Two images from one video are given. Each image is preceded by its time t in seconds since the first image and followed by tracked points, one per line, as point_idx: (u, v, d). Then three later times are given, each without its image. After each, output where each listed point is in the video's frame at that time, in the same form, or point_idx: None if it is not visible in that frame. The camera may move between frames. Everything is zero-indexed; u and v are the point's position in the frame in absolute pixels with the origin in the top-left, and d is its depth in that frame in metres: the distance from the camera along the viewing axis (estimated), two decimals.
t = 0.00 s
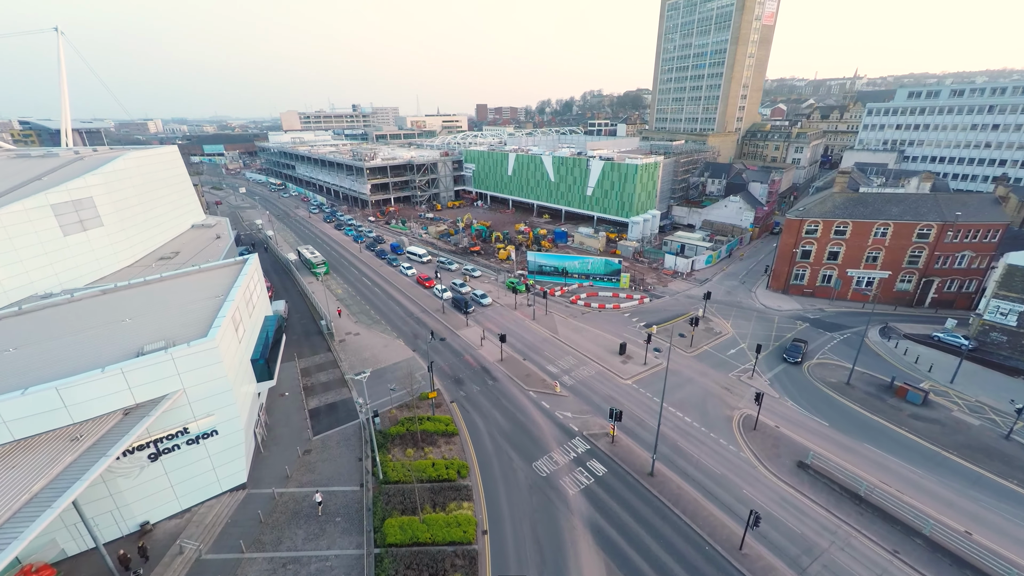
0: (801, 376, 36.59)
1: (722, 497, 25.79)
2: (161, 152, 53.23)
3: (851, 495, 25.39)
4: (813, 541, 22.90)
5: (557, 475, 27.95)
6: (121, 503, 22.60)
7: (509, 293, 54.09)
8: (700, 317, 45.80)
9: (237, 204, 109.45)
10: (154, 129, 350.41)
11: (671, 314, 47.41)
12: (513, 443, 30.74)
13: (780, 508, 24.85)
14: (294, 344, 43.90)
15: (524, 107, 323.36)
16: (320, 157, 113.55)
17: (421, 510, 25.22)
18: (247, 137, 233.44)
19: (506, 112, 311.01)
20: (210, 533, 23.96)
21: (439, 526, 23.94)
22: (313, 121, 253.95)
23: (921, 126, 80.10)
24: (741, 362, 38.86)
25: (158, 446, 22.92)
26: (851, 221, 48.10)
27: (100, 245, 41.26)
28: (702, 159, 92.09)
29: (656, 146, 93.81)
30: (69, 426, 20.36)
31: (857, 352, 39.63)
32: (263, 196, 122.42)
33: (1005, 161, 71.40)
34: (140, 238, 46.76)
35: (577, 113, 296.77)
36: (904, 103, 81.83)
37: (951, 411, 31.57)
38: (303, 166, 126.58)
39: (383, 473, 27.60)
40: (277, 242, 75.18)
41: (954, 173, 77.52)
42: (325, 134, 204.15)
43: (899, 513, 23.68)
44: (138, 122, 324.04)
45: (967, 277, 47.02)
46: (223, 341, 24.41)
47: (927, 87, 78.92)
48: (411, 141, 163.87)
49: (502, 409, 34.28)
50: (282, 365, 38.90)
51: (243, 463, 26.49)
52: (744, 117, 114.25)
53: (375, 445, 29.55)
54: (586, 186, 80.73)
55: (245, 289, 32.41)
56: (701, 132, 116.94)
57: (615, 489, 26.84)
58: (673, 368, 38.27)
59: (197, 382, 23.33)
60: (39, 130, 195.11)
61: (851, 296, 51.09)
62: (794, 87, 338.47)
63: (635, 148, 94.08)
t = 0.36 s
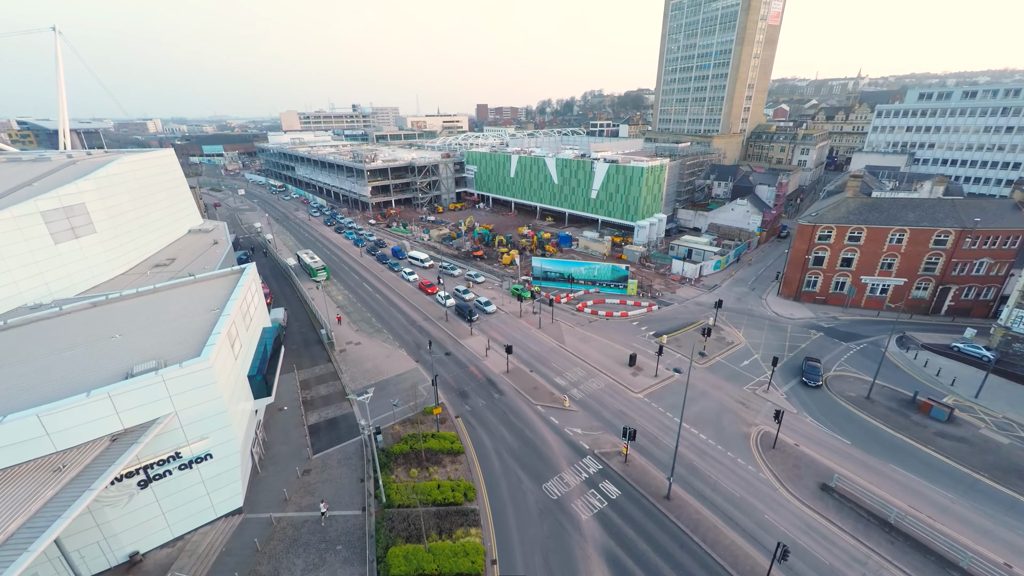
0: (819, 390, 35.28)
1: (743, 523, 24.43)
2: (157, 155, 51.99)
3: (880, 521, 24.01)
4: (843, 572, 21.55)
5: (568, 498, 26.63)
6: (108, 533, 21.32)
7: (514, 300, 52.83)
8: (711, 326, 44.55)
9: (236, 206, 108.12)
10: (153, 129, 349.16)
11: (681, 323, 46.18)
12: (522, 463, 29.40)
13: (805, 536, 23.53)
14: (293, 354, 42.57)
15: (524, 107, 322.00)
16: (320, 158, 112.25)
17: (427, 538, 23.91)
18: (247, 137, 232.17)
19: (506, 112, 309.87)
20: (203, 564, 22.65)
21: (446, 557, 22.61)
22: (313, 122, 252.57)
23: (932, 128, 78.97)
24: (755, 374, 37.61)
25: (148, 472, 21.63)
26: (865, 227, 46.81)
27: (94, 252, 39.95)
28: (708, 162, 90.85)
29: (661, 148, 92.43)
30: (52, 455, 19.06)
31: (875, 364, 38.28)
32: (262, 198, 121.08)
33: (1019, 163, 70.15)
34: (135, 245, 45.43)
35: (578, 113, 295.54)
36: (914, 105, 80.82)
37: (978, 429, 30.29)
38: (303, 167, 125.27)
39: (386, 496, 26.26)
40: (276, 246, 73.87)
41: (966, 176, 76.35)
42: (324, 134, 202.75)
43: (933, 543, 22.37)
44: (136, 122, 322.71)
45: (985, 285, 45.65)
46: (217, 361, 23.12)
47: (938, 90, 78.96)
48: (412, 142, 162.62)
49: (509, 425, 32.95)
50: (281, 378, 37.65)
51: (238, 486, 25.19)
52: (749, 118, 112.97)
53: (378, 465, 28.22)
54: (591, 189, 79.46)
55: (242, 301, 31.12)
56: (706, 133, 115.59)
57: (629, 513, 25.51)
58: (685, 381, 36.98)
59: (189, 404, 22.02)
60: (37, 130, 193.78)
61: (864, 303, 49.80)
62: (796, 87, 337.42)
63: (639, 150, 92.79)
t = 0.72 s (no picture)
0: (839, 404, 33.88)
1: (768, 551, 23.09)
2: (154, 158, 50.67)
3: (913, 550, 22.68)
4: None
5: (582, 523, 25.27)
6: (95, 566, 20.03)
7: (520, 306, 51.49)
8: (723, 335, 43.22)
9: (235, 208, 106.81)
10: (152, 128, 347.67)
11: (692, 331, 44.85)
12: (532, 482, 28.02)
13: (835, 566, 22.17)
14: (292, 364, 41.23)
15: (525, 106, 320.45)
16: (321, 159, 110.82)
17: (434, 567, 22.59)
18: (246, 137, 230.68)
19: (507, 112, 308.65)
20: None
21: None
22: (313, 121, 251.23)
23: (945, 129, 77.59)
24: (772, 386, 36.26)
25: (138, 500, 20.32)
26: (882, 233, 45.42)
27: (87, 259, 38.60)
28: (714, 163, 89.48)
29: (667, 149, 91.03)
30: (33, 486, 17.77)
31: (896, 375, 36.92)
32: (262, 199, 119.79)
33: None
34: (131, 251, 44.09)
35: (579, 112, 294.10)
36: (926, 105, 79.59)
37: (1008, 447, 28.97)
38: (303, 168, 123.92)
39: (390, 521, 24.90)
40: (276, 250, 72.57)
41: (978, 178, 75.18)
42: (325, 134, 201.40)
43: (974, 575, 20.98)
44: (135, 121, 321.57)
45: (1005, 292, 44.25)
46: (211, 380, 21.77)
47: (951, 91, 77.70)
48: (413, 142, 161.24)
49: (518, 441, 31.59)
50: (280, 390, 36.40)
51: (234, 511, 23.85)
52: (755, 118, 111.52)
53: (381, 487, 26.85)
54: (596, 191, 78.06)
55: (240, 312, 29.81)
56: (710, 134, 114.14)
57: (647, 540, 24.13)
58: (700, 394, 35.62)
59: (182, 428, 20.69)
60: (36, 130, 192.80)
61: (880, 310, 48.45)
62: (798, 87, 336.12)
63: (645, 151, 91.40)
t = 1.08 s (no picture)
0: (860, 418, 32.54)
1: None
2: (148, 161, 49.31)
3: None
4: None
5: (596, 548, 23.89)
6: None
7: (524, 313, 50.12)
8: (735, 343, 41.91)
9: (233, 209, 105.29)
10: (151, 128, 345.52)
11: (702, 340, 43.51)
12: (542, 503, 26.67)
13: None
14: (290, 375, 39.82)
15: (525, 106, 319.61)
16: (320, 160, 109.27)
17: None
18: (245, 136, 228.81)
19: (507, 112, 307.71)
20: None
21: None
22: (312, 121, 249.66)
23: (957, 130, 76.47)
24: (788, 399, 34.97)
25: (123, 531, 18.94)
26: (898, 238, 44.10)
27: (77, 266, 37.16)
28: (720, 164, 88.26)
29: (672, 150, 89.69)
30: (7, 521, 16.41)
31: (917, 387, 35.58)
32: (260, 200, 118.15)
33: None
34: (123, 257, 42.68)
35: (580, 112, 292.99)
36: (936, 106, 78.53)
37: None
38: (303, 168, 122.42)
39: (393, 548, 23.51)
40: (274, 253, 71.09)
41: (990, 179, 74.14)
42: (324, 134, 199.80)
43: None
44: (133, 120, 320.05)
45: None
46: (202, 401, 20.33)
47: (963, 91, 76.75)
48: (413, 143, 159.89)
49: (526, 458, 30.20)
50: (278, 403, 35.03)
51: (227, 539, 22.48)
52: (759, 119, 110.27)
53: (383, 510, 25.43)
54: (600, 193, 76.66)
55: (235, 324, 28.40)
56: (715, 134, 112.76)
57: (666, 568, 22.73)
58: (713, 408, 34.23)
59: (170, 453, 19.28)
60: (32, 130, 191.05)
61: (895, 317, 47.14)
62: (799, 87, 335.54)
63: (649, 152, 90.04)
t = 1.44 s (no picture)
0: (884, 433, 31.11)
1: None
2: (142, 162, 47.84)
3: None
4: None
5: None
6: None
7: (530, 318, 48.73)
8: (750, 352, 40.51)
9: (232, 210, 103.79)
10: (150, 128, 344.05)
11: (715, 348, 42.12)
12: (554, 526, 25.26)
13: None
14: (289, 384, 38.37)
15: (526, 105, 318.14)
16: (320, 160, 107.83)
17: None
18: (244, 136, 227.47)
19: (508, 111, 306.23)
20: None
21: None
22: (312, 121, 248.26)
23: (972, 130, 74.97)
24: (807, 411, 33.57)
25: (107, 566, 17.55)
26: (917, 242, 42.64)
27: (67, 272, 35.66)
28: (727, 164, 86.86)
29: (678, 150, 88.25)
30: None
31: (941, 399, 34.16)
32: (260, 201, 116.67)
33: None
34: (116, 262, 41.19)
35: (581, 112, 291.62)
36: (949, 105, 77.20)
37: None
38: (302, 168, 121.02)
39: None
40: (273, 256, 69.69)
41: (1004, 180, 72.86)
42: (324, 134, 198.41)
43: None
44: (131, 120, 318.54)
45: None
46: (193, 424, 18.88)
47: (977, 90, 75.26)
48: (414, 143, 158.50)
49: (536, 475, 28.77)
50: (276, 415, 33.65)
51: (220, 568, 21.05)
52: (765, 118, 108.83)
53: (386, 534, 23.95)
54: (605, 194, 75.25)
55: (231, 335, 26.99)
56: (720, 134, 111.24)
57: None
58: (730, 421, 32.83)
59: (159, 481, 17.87)
60: (30, 130, 189.42)
61: (913, 323, 45.70)
62: (801, 86, 333.98)
63: (654, 153, 88.57)
